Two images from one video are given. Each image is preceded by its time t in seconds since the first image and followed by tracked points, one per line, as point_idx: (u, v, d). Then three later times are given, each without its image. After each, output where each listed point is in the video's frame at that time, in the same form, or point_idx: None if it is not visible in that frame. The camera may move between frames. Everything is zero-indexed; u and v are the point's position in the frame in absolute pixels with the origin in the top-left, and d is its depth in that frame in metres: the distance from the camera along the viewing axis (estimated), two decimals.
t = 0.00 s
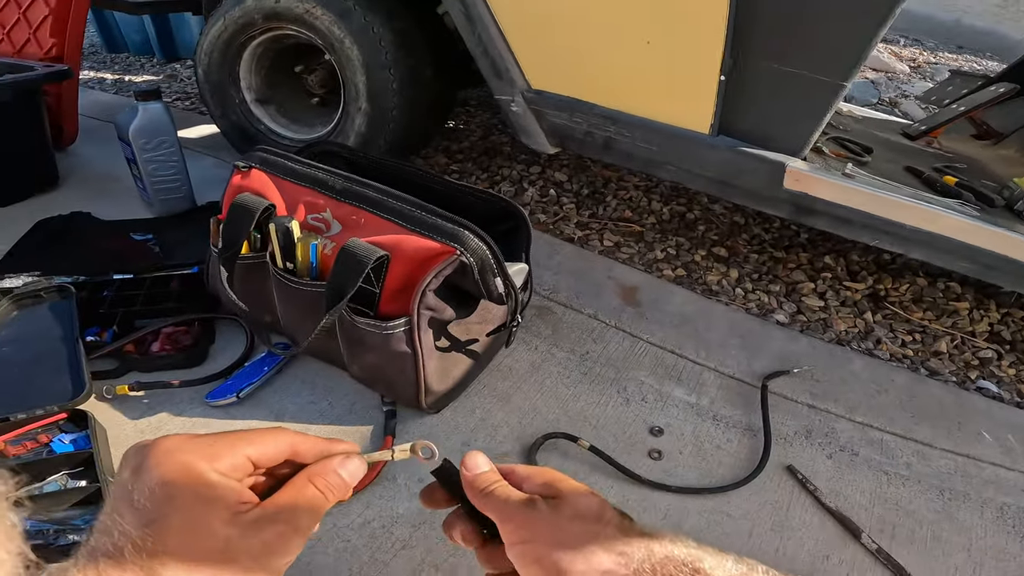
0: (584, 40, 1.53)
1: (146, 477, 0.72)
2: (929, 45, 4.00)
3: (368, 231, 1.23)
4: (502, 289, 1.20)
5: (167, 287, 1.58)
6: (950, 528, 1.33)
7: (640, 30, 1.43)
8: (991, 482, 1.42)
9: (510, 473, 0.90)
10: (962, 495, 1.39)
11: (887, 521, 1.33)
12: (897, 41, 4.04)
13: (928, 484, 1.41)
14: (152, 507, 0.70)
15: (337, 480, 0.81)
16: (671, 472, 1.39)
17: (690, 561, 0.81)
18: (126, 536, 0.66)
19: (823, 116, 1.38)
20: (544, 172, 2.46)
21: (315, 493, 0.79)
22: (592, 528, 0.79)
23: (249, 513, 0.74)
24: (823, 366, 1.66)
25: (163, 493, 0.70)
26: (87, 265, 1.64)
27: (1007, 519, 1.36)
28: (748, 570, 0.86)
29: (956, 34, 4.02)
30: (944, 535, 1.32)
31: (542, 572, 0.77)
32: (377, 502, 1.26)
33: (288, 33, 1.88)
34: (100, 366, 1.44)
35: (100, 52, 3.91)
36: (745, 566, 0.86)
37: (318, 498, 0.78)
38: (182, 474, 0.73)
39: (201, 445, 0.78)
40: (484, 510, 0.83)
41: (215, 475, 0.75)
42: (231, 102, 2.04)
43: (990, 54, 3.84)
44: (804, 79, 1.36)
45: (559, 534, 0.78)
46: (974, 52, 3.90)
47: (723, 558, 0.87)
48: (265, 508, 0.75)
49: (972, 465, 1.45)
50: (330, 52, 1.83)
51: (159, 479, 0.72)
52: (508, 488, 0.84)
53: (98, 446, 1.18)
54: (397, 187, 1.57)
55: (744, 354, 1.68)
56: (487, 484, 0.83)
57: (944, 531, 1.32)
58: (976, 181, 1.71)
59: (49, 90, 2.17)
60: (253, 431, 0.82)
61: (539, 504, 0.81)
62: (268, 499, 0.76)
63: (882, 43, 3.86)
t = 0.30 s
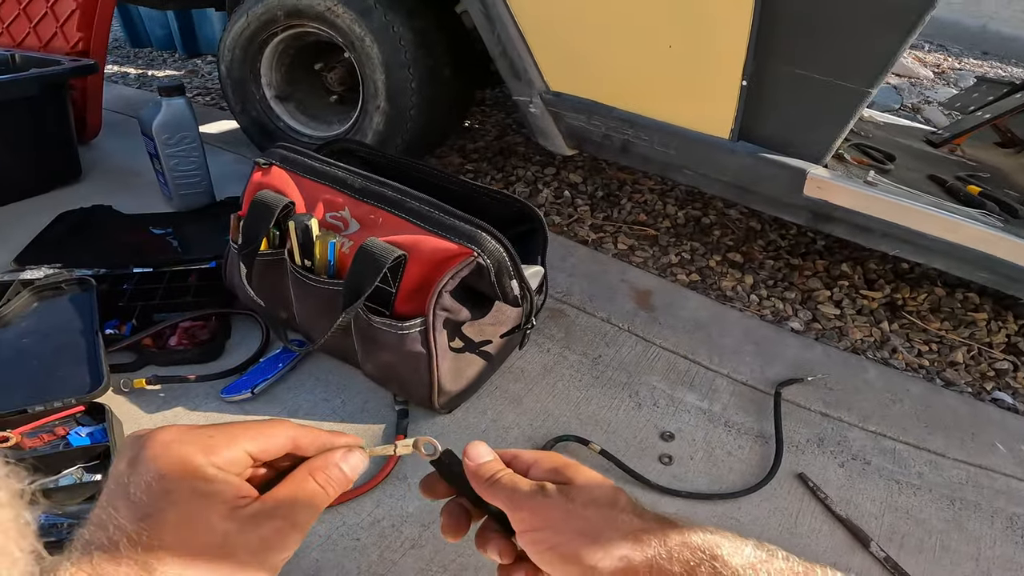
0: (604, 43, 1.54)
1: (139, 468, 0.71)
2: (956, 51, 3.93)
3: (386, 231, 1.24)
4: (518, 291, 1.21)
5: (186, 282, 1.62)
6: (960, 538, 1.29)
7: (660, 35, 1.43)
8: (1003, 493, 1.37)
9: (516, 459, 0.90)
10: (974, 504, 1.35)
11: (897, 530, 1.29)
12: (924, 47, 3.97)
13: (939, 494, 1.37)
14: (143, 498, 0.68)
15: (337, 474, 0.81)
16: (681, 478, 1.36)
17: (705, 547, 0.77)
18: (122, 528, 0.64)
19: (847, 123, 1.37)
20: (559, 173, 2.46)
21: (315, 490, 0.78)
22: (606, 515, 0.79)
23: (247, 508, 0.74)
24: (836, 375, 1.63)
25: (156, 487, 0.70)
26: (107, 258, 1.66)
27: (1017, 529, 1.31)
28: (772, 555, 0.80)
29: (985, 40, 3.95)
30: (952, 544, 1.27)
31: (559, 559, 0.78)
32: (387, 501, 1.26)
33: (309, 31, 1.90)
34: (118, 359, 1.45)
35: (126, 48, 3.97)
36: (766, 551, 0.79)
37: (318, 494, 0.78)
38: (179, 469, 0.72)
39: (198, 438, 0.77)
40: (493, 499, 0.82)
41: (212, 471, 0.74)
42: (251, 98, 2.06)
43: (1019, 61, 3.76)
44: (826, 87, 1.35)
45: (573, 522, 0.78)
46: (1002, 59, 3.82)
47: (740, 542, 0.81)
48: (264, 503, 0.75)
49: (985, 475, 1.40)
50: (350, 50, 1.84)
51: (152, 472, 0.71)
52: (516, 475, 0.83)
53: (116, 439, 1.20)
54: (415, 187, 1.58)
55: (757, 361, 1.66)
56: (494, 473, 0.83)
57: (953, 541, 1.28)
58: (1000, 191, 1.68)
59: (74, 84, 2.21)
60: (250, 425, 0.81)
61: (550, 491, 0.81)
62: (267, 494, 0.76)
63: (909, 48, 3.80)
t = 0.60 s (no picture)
0: (613, 43, 1.54)
1: (135, 473, 0.66)
2: (965, 52, 3.92)
3: (394, 229, 1.25)
4: (526, 290, 1.21)
5: (194, 278, 1.63)
6: (965, 541, 1.28)
7: (669, 36, 1.43)
8: (1009, 497, 1.36)
9: (509, 457, 0.87)
10: (979, 508, 1.34)
11: (902, 533, 1.28)
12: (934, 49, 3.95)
13: (945, 497, 1.36)
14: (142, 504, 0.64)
15: (337, 475, 0.78)
16: (686, 479, 1.35)
17: (699, 550, 0.75)
18: (121, 536, 0.60)
19: (859, 125, 1.36)
20: (566, 173, 2.46)
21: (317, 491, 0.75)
22: (599, 517, 0.76)
23: (248, 512, 0.70)
24: (843, 377, 1.62)
25: (153, 492, 0.65)
26: (117, 255, 1.67)
27: None
28: (767, 558, 0.77)
29: (995, 43, 3.93)
30: (958, 547, 1.26)
31: (550, 561, 0.76)
32: (392, 499, 1.26)
33: (319, 29, 1.91)
34: (125, 355, 1.46)
35: (135, 45, 4.00)
36: (761, 552, 0.77)
37: (319, 495, 0.75)
38: (178, 475, 0.68)
39: (195, 441, 0.73)
40: (486, 500, 0.79)
41: (210, 476, 0.70)
42: (260, 96, 2.07)
43: None
44: (839, 88, 1.34)
45: (565, 524, 0.75)
46: (1012, 62, 3.79)
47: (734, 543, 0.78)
48: (265, 506, 0.71)
49: (992, 479, 1.39)
50: (359, 48, 1.84)
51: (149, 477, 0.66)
52: (509, 474, 0.80)
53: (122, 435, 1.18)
54: (423, 185, 1.59)
55: (763, 363, 1.65)
56: (488, 473, 0.79)
57: (958, 544, 1.27)
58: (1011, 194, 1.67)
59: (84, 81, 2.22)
60: (249, 427, 0.77)
61: (543, 492, 0.77)
62: (267, 497, 0.72)
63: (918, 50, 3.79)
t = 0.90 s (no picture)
0: (620, 44, 1.54)
1: (117, 473, 0.65)
2: (973, 54, 3.90)
3: (400, 228, 1.25)
4: (531, 291, 1.21)
5: (201, 276, 1.63)
6: (968, 543, 1.27)
7: (676, 37, 1.43)
8: (1014, 500, 1.36)
9: (509, 456, 0.86)
10: (983, 510, 1.34)
11: (906, 535, 1.28)
12: (941, 51, 3.93)
13: (949, 500, 1.35)
14: (125, 504, 0.63)
15: (326, 467, 0.76)
16: (690, 481, 1.35)
17: (698, 551, 0.75)
18: (108, 536, 0.59)
19: (866, 127, 1.35)
20: (571, 174, 2.46)
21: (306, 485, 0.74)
22: (598, 517, 0.76)
23: (236, 509, 0.69)
24: (848, 380, 1.62)
25: (136, 493, 0.64)
26: (124, 252, 1.68)
27: None
28: (765, 560, 0.76)
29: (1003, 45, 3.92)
30: (961, 550, 1.26)
31: (547, 562, 0.75)
32: (397, 498, 1.26)
33: (326, 28, 1.91)
34: (132, 353, 1.47)
35: (143, 43, 4.01)
36: (760, 554, 0.76)
37: (308, 490, 0.74)
38: (160, 473, 0.66)
39: (178, 436, 0.70)
40: (485, 499, 0.78)
41: (196, 473, 0.68)
42: (267, 95, 2.08)
43: None
44: (846, 89, 1.33)
45: (563, 524, 0.74)
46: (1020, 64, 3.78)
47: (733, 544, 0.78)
48: (253, 503, 0.70)
49: (996, 482, 1.39)
50: (366, 47, 1.85)
51: (133, 475, 0.65)
52: (509, 474, 0.79)
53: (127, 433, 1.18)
54: (429, 185, 1.59)
55: (768, 365, 1.65)
56: (488, 471, 0.78)
57: (962, 547, 1.27)
58: (1018, 197, 1.67)
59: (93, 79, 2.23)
60: (232, 422, 0.74)
61: (542, 492, 0.76)
62: (256, 492, 0.71)
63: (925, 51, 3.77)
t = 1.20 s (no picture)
0: (625, 45, 1.54)
1: (125, 475, 0.65)
2: (981, 57, 3.89)
3: (404, 228, 1.25)
4: (535, 291, 1.21)
5: (205, 274, 1.64)
6: (970, 546, 1.27)
7: (682, 38, 1.43)
8: (1017, 503, 1.35)
9: (509, 453, 0.86)
10: (985, 513, 1.33)
11: (908, 537, 1.27)
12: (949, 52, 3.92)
13: (952, 502, 1.35)
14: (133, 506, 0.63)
15: (333, 468, 0.76)
16: (692, 482, 1.35)
17: (699, 549, 0.73)
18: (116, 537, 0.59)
19: (873, 128, 1.34)
20: (575, 174, 2.46)
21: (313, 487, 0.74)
22: (597, 515, 0.75)
23: (244, 512, 0.69)
24: (852, 383, 1.61)
25: (143, 496, 0.64)
26: (130, 250, 1.69)
27: None
28: (769, 558, 0.74)
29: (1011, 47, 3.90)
30: (963, 553, 1.26)
31: (546, 559, 0.74)
32: (398, 497, 1.26)
33: (331, 27, 1.92)
34: (136, 350, 1.47)
35: (150, 42, 4.03)
36: (763, 552, 0.74)
37: (315, 493, 0.74)
38: (167, 476, 0.66)
39: (186, 438, 0.70)
40: (485, 495, 0.78)
41: (204, 476, 0.68)
42: (272, 93, 2.09)
43: None
44: (853, 91, 1.33)
45: (563, 522, 0.74)
46: None
47: (736, 542, 0.76)
48: (260, 505, 0.71)
49: (999, 485, 1.38)
50: (371, 46, 1.85)
51: (140, 478, 0.65)
52: (509, 471, 0.79)
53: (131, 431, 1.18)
54: (433, 185, 1.60)
55: (771, 366, 1.64)
56: (488, 467, 0.78)
57: (963, 549, 1.26)
58: None
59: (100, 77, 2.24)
60: (240, 424, 0.74)
61: (542, 489, 0.76)
62: (263, 494, 0.72)
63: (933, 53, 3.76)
